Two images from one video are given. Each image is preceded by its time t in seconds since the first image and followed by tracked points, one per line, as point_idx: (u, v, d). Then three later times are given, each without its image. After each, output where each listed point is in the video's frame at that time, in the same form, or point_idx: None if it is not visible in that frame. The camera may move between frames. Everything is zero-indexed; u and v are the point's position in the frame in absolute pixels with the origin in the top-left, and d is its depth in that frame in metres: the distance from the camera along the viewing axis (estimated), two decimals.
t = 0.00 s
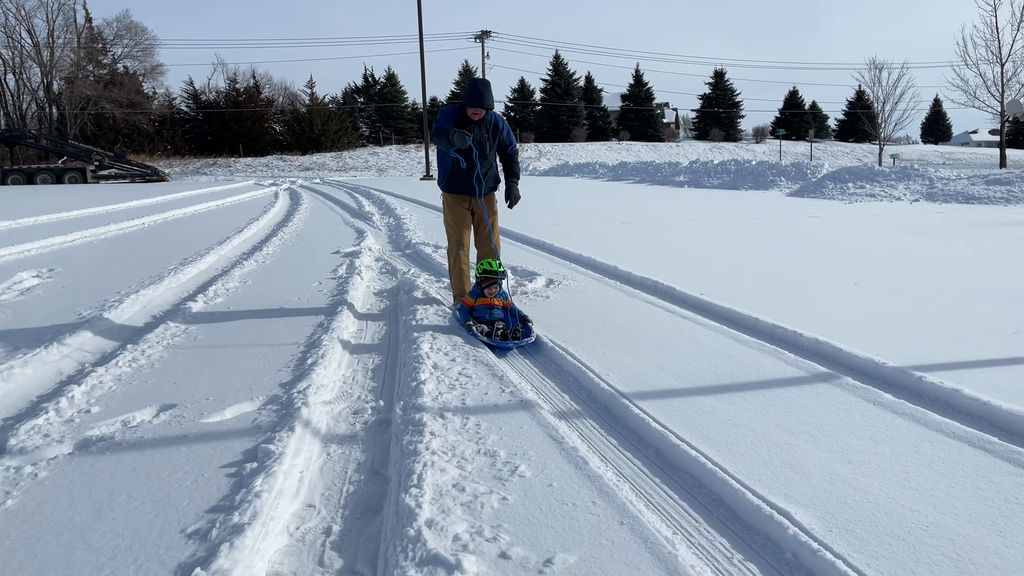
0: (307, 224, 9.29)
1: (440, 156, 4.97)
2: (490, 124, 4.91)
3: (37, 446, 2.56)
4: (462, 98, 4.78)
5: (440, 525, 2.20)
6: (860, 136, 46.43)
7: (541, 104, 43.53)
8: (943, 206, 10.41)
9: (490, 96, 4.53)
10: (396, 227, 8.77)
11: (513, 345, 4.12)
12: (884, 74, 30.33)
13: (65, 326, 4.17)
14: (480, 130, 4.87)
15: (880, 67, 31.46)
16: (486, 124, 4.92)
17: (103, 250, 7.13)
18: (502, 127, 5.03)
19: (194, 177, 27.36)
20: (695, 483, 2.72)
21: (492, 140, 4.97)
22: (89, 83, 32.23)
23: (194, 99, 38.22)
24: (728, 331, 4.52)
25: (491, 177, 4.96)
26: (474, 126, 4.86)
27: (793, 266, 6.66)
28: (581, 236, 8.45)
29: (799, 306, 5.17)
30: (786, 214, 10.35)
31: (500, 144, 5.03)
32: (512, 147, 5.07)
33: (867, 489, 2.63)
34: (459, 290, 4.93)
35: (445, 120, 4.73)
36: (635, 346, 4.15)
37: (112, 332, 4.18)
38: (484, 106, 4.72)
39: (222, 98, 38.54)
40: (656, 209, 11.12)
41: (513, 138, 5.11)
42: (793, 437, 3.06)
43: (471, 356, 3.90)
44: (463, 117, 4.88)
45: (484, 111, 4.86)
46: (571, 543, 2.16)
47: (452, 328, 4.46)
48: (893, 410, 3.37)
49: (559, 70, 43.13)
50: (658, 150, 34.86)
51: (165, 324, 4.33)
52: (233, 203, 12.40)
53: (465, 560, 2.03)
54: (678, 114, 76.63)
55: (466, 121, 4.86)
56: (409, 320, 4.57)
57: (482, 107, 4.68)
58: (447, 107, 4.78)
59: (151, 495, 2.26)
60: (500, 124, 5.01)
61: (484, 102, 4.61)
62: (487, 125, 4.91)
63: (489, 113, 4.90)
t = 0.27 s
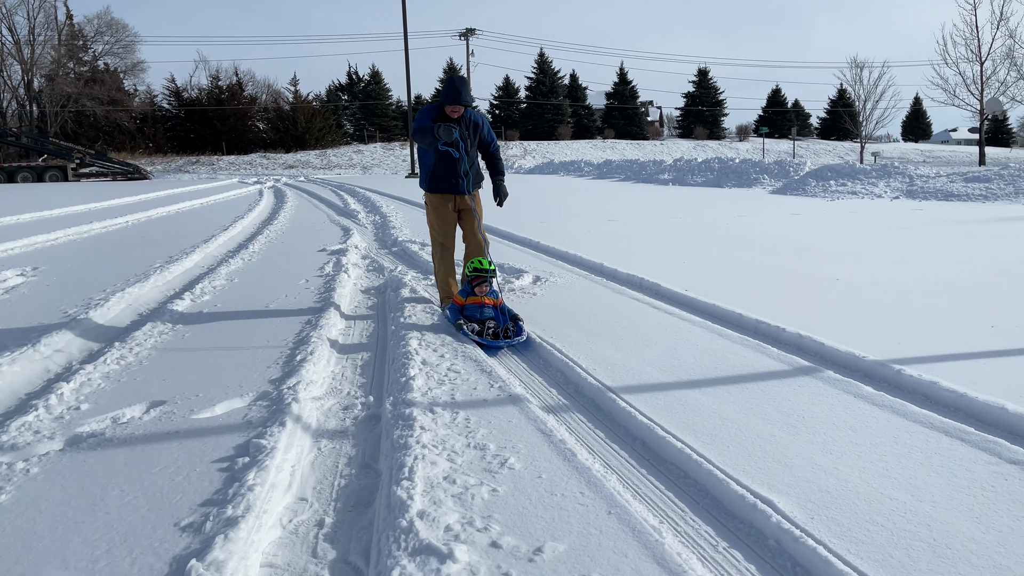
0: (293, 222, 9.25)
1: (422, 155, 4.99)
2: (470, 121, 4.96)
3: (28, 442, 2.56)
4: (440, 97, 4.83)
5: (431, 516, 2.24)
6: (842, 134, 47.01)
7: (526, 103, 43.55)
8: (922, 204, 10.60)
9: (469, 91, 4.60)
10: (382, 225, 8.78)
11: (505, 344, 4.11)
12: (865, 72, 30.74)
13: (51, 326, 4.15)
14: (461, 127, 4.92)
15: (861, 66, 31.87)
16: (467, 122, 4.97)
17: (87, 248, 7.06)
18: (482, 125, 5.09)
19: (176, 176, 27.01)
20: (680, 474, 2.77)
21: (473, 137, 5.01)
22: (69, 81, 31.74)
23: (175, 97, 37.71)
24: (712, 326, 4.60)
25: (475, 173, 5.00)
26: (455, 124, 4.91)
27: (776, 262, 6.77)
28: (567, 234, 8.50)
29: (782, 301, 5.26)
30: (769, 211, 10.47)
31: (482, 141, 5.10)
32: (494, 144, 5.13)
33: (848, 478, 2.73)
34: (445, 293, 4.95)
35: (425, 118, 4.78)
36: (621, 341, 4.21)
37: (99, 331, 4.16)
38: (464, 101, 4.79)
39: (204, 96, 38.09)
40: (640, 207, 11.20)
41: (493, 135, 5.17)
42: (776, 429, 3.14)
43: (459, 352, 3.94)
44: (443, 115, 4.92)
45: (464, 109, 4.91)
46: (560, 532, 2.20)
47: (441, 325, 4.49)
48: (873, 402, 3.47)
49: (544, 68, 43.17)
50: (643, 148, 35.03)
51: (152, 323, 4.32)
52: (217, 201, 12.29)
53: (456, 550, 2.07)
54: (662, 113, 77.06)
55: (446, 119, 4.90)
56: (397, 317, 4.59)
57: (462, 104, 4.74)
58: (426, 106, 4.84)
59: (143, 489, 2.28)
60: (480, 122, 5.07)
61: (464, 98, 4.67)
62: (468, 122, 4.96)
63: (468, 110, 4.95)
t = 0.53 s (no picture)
0: (278, 222, 9.24)
1: (406, 155, 5.02)
2: (453, 121, 5.01)
3: (22, 440, 2.60)
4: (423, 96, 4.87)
5: (424, 507, 2.29)
6: (821, 135, 47.69)
7: (509, 103, 43.64)
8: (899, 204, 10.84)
9: (452, 91, 4.64)
10: (368, 225, 8.80)
11: (495, 345, 4.13)
12: (844, 74, 31.24)
13: (37, 326, 4.15)
14: (445, 127, 4.96)
15: (839, 68, 32.37)
16: (450, 122, 5.01)
17: (70, 249, 7.02)
18: (465, 125, 5.14)
19: (157, 177, 26.71)
20: (665, 464, 2.83)
21: (456, 137, 5.07)
22: (46, 81, 31.23)
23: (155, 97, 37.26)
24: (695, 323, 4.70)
25: (459, 172, 5.05)
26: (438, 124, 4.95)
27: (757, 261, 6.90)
28: (552, 233, 8.59)
29: (763, 298, 5.38)
30: (750, 211, 10.64)
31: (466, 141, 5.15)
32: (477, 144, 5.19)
33: (830, 463, 2.78)
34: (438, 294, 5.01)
35: (409, 118, 4.80)
36: (607, 338, 4.29)
37: (87, 332, 4.17)
38: (449, 101, 4.83)
39: (184, 96, 37.68)
40: (624, 206, 11.33)
41: (476, 135, 5.22)
42: (758, 417, 3.22)
43: (447, 349, 4.00)
44: (426, 115, 4.96)
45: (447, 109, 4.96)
46: (550, 521, 2.25)
47: (428, 324, 4.55)
48: (852, 391, 3.55)
49: (527, 69, 43.28)
50: (626, 148, 35.26)
51: (140, 323, 4.34)
52: (200, 202, 12.22)
53: (449, 539, 2.12)
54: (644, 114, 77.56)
55: (430, 119, 4.94)
56: (385, 316, 4.64)
57: (445, 102, 4.79)
58: (410, 106, 4.86)
59: (139, 485, 2.34)
60: (463, 122, 5.12)
61: (446, 97, 4.72)
62: (451, 122, 5.01)
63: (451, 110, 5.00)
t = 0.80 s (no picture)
0: (264, 221, 9.26)
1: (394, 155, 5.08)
2: (441, 121, 5.06)
3: (17, 435, 2.69)
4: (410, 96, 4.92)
5: (417, 495, 2.34)
6: (804, 135, 48.20)
7: (494, 103, 43.69)
8: (879, 202, 11.04)
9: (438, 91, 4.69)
10: (355, 223, 8.85)
11: (488, 343, 4.14)
12: (825, 75, 31.64)
13: (27, 324, 4.19)
14: (432, 127, 5.01)
15: (821, 69, 32.82)
16: (438, 123, 5.07)
17: (56, 248, 7.02)
18: (453, 125, 5.19)
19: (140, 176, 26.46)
20: (651, 452, 2.89)
21: (444, 137, 5.11)
22: (26, 80, 30.83)
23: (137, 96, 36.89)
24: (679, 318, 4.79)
25: (447, 172, 5.10)
26: (426, 124, 5.00)
27: (740, 258, 7.02)
28: (538, 232, 8.67)
29: (745, 294, 5.50)
30: (733, 209, 10.79)
31: (454, 142, 5.20)
32: (465, 144, 5.24)
33: (811, 445, 2.85)
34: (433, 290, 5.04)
35: (396, 119, 4.86)
36: (593, 333, 4.36)
37: (77, 331, 4.20)
38: (435, 102, 4.88)
39: (166, 95, 37.34)
40: (609, 205, 11.44)
41: (464, 135, 5.27)
42: (742, 401, 3.30)
43: (436, 344, 4.06)
44: (414, 115, 5.01)
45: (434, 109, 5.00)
46: (540, 507, 2.31)
47: (416, 320, 4.61)
48: (831, 378, 3.65)
49: (512, 68, 43.36)
50: (611, 147, 35.44)
51: (130, 320, 4.39)
52: (185, 201, 12.19)
53: (441, 524, 2.18)
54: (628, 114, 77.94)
55: (417, 119, 4.99)
56: (373, 312, 4.71)
57: (431, 101, 4.83)
58: (397, 107, 4.92)
59: (135, 476, 2.43)
60: (451, 122, 5.16)
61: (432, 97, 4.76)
62: (439, 122, 5.06)
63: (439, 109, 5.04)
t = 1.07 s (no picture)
0: (254, 222, 9.28)
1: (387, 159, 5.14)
2: (433, 124, 5.11)
3: (11, 432, 2.76)
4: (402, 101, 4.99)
5: (407, 487, 2.41)
6: (791, 135, 48.60)
7: (483, 103, 43.73)
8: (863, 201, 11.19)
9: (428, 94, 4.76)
10: (345, 224, 8.89)
11: (484, 347, 4.12)
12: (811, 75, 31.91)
13: (18, 325, 4.23)
14: (425, 132, 5.06)
15: (808, 69, 33.13)
16: (431, 127, 5.11)
17: (45, 249, 7.03)
18: (445, 129, 5.25)
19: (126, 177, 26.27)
20: (634, 445, 2.95)
21: (437, 140, 5.17)
22: (11, 80, 30.55)
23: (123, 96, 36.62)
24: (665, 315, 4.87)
25: (439, 177, 5.15)
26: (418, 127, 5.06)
27: (726, 257, 7.12)
28: (527, 232, 8.74)
29: (730, 292, 5.59)
30: (719, 209, 10.90)
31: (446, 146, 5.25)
32: (457, 147, 5.28)
33: (787, 431, 2.93)
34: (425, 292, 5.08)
35: (388, 123, 4.91)
36: (580, 331, 4.43)
37: (68, 333, 4.24)
38: (426, 106, 4.93)
39: (153, 95, 37.09)
40: (597, 205, 11.53)
41: (457, 139, 5.32)
42: (724, 392, 3.39)
43: (424, 343, 4.13)
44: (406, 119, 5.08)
45: (425, 113, 5.07)
46: (526, 498, 2.38)
47: (405, 320, 4.67)
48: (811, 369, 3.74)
49: (500, 69, 43.42)
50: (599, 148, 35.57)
51: (120, 321, 4.43)
52: (174, 202, 12.17)
53: (430, 514, 2.25)
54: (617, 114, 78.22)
55: (410, 123, 5.04)
56: (363, 312, 4.77)
57: (423, 105, 4.92)
58: (389, 111, 4.97)
59: (130, 471, 2.49)
60: (443, 125, 5.22)
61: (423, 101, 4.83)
62: (431, 126, 5.12)
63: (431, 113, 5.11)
